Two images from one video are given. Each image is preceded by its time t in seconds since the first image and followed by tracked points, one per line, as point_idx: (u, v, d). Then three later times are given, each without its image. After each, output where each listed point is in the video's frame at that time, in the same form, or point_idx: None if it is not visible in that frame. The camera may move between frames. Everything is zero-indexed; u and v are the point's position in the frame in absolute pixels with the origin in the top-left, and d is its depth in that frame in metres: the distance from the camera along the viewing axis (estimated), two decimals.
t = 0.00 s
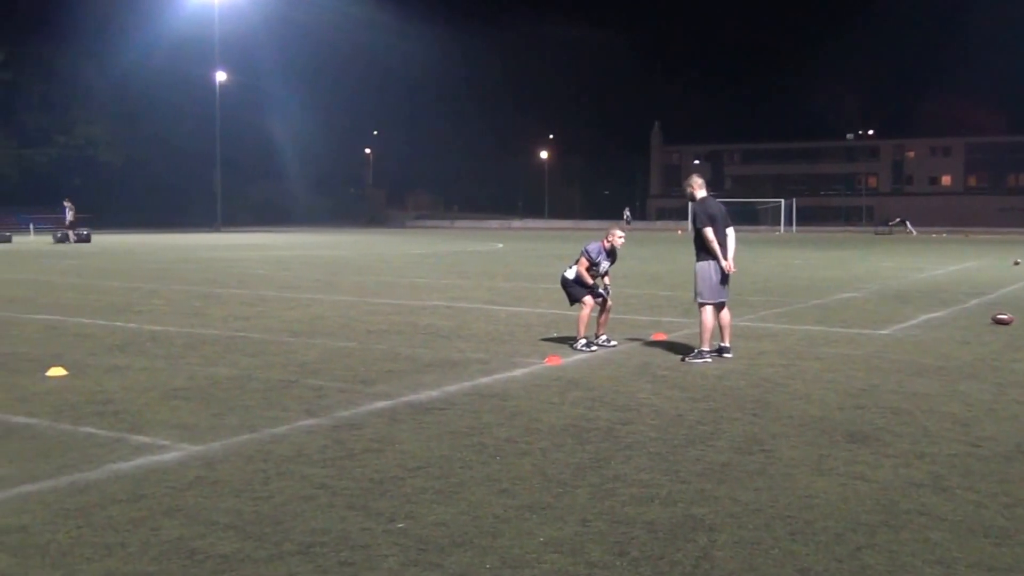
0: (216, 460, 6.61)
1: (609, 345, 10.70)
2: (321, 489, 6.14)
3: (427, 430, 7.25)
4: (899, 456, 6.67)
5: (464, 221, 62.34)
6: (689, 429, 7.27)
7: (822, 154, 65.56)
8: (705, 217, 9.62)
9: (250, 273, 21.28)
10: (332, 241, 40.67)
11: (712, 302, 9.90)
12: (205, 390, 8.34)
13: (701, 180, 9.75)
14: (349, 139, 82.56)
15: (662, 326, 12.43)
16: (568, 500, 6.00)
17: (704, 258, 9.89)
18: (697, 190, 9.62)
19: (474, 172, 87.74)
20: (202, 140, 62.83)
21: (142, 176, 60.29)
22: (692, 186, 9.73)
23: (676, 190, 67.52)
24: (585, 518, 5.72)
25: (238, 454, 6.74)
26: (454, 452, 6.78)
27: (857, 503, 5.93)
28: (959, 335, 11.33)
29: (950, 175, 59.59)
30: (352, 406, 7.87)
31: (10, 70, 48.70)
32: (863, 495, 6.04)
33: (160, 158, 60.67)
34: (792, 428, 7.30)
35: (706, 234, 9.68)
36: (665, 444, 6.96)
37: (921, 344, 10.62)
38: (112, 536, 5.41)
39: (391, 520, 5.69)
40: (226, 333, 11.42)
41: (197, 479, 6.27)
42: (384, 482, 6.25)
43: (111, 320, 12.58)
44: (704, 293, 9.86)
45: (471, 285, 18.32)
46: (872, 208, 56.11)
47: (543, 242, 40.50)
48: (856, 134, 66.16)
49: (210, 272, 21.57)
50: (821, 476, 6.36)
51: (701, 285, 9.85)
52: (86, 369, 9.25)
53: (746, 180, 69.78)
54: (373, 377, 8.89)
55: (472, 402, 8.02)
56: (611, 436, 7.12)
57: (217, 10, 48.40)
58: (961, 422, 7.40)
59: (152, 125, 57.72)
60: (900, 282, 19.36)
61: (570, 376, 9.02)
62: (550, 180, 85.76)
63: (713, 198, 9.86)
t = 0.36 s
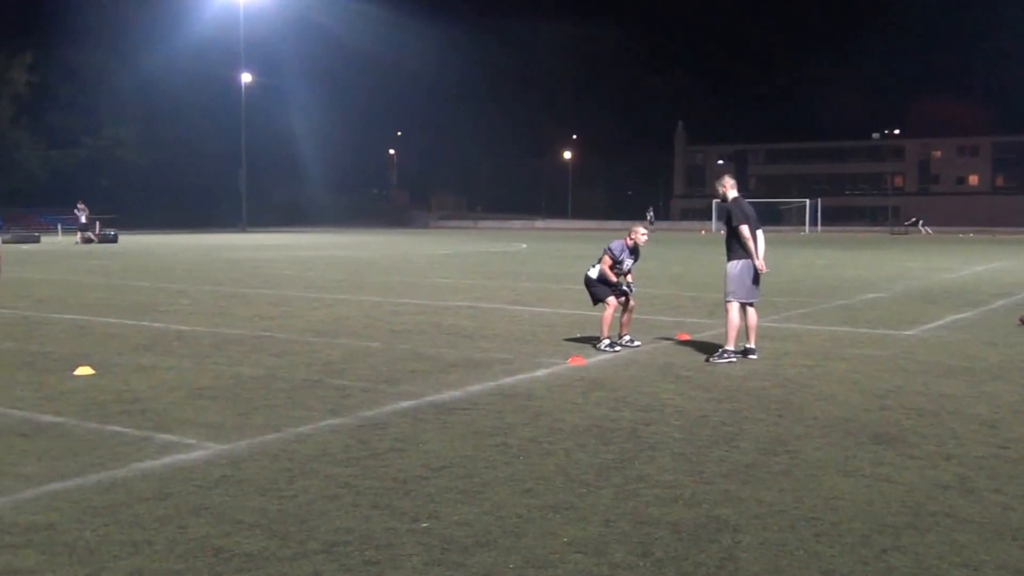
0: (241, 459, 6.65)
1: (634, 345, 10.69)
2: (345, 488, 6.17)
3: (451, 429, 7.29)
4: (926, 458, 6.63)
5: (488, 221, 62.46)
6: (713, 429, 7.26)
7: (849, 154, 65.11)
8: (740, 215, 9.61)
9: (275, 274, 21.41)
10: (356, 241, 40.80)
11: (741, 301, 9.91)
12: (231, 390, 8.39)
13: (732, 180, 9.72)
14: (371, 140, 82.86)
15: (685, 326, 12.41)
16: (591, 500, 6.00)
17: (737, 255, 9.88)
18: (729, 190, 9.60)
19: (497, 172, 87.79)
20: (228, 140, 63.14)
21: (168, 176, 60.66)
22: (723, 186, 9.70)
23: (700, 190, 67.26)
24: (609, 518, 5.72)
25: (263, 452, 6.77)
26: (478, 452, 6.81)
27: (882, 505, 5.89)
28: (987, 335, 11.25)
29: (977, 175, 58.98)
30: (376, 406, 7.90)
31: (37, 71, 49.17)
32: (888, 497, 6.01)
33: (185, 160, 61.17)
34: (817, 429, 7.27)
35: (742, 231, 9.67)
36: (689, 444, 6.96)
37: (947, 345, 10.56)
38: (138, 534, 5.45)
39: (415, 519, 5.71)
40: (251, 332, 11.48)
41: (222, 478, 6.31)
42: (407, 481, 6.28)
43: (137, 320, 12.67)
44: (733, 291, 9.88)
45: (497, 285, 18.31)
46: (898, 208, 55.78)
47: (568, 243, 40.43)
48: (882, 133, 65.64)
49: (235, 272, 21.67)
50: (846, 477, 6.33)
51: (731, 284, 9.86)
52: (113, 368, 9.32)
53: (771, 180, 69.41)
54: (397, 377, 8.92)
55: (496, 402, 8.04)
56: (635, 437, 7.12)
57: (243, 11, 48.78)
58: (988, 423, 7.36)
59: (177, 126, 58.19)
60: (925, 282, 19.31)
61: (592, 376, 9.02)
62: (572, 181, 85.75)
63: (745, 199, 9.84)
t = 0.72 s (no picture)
0: (260, 459, 6.67)
1: (654, 346, 10.68)
2: (363, 488, 6.17)
3: (470, 429, 7.29)
4: (947, 459, 6.61)
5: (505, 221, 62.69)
6: (732, 430, 7.26)
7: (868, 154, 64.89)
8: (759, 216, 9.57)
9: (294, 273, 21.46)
10: (376, 241, 40.93)
11: (760, 303, 9.90)
12: (250, 390, 8.41)
13: (755, 181, 9.71)
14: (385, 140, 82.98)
15: (704, 326, 12.41)
16: (610, 501, 5.99)
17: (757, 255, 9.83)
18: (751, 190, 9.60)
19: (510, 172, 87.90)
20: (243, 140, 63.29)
21: (184, 176, 60.87)
22: (744, 186, 9.68)
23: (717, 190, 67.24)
24: (627, 519, 5.71)
25: (282, 453, 6.79)
26: (496, 452, 6.81)
27: (903, 507, 5.86)
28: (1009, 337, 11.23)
29: (997, 175, 58.68)
30: (395, 406, 7.91)
31: (56, 71, 49.37)
32: (908, 499, 5.98)
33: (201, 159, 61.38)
34: (836, 430, 7.25)
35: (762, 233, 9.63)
36: (708, 445, 6.95)
37: (968, 346, 10.55)
38: (157, 534, 5.47)
39: (433, 519, 5.71)
40: (271, 332, 11.50)
41: (241, 478, 6.32)
42: (426, 482, 6.28)
43: (157, 320, 12.71)
44: (753, 292, 9.86)
45: (518, 286, 18.34)
46: (917, 208, 55.70)
47: (586, 243, 40.47)
48: (902, 133, 65.34)
49: (254, 272, 21.74)
50: (866, 479, 6.31)
51: (750, 286, 9.85)
52: (132, 368, 9.34)
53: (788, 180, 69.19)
54: (416, 377, 8.93)
55: (514, 402, 8.04)
56: (654, 438, 7.11)
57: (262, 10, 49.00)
58: (1010, 425, 7.32)
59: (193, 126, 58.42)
60: (944, 282, 19.38)
61: (612, 376, 9.01)
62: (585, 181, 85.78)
63: (766, 199, 9.84)
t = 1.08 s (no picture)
0: (275, 459, 6.68)
1: (667, 347, 10.69)
2: (377, 488, 6.18)
3: (483, 430, 7.30)
4: (961, 461, 6.58)
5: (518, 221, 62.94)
6: (746, 431, 7.25)
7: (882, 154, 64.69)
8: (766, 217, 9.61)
9: (310, 273, 21.55)
10: (390, 241, 41.19)
11: (772, 304, 9.89)
12: (264, 390, 8.43)
13: (770, 180, 9.74)
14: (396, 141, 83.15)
15: (718, 327, 12.42)
16: (623, 502, 5.98)
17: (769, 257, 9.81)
18: (766, 189, 9.64)
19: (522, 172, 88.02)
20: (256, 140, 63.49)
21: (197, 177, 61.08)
22: (759, 186, 9.72)
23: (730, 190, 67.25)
24: (640, 520, 5.70)
25: (295, 453, 6.82)
26: (509, 453, 6.81)
27: (917, 508, 5.84)
28: None
29: (1012, 176, 58.48)
30: (409, 406, 7.92)
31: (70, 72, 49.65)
32: (922, 501, 5.95)
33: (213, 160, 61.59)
34: (850, 432, 7.23)
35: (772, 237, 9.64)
36: (721, 446, 6.95)
37: (981, 347, 10.54)
38: (171, 533, 5.49)
39: (446, 519, 5.72)
40: (284, 332, 11.55)
41: (255, 478, 6.34)
42: (440, 482, 6.28)
43: (172, 320, 12.77)
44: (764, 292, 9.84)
45: (532, 286, 18.43)
46: (932, 209, 55.55)
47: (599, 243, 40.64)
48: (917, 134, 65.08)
49: (269, 272, 21.87)
50: (879, 480, 6.29)
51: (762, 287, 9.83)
52: (147, 368, 9.37)
53: (802, 181, 69.03)
54: (429, 377, 8.94)
55: (528, 403, 8.04)
56: (668, 438, 7.10)
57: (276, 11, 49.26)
58: None
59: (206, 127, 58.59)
60: (956, 282, 19.43)
61: (625, 377, 9.01)
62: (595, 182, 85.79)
63: (779, 200, 9.87)
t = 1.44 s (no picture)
0: (283, 459, 6.70)
1: (675, 348, 10.70)
2: (384, 489, 6.18)
3: (489, 430, 7.30)
4: (970, 462, 6.56)
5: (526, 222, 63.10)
6: (754, 431, 7.24)
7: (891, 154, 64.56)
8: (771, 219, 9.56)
9: (319, 274, 21.66)
10: (398, 241, 41.40)
11: (779, 304, 9.87)
12: (272, 390, 8.46)
13: (781, 182, 9.74)
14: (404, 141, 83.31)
15: (726, 327, 12.42)
16: (631, 502, 5.98)
17: (780, 258, 9.81)
18: (777, 190, 9.64)
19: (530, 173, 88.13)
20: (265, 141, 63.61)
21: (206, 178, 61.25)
22: (770, 186, 9.71)
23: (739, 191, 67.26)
24: (648, 521, 5.70)
25: (303, 452, 6.83)
26: (516, 453, 6.82)
27: (925, 509, 5.82)
28: None
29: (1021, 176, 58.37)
30: (416, 407, 7.93)
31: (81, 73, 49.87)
32: (930, 502, 5.94)
33: (222, 160, 61.82)
34: (858, 433, 7.21)
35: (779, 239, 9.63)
36: (729, 446, 6.94)
37: (990, 348, 10.52)
38: (179, 533, 5.50)
39: (454, 520, 5.71)
40: (292, 332, 11.60)
41: (262, 478, 6.35)
42: (447, 483, 6.29)
43: (181, 320, 12.82)
44: (771, 294, 9.82)
45: (541, 286, 18.50)
46: (941, 209, 55.46)
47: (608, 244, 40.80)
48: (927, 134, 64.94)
49: (279, 272, 21.98)
50: (888, 481, 6.27)
51: (769, 288, 9.81)
52: (156, 368, 9.41)
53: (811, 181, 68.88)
54: (436, 378, 8.96)
55: (536, 403, 8.04)
56: (675, 439, 7.09)
57: (284, 11, 49.47)
58: None
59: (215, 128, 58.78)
60: (964, 282, 19.46)
61: (633, 377, 9.02)
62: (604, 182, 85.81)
63: (789, 201, 9.84)
